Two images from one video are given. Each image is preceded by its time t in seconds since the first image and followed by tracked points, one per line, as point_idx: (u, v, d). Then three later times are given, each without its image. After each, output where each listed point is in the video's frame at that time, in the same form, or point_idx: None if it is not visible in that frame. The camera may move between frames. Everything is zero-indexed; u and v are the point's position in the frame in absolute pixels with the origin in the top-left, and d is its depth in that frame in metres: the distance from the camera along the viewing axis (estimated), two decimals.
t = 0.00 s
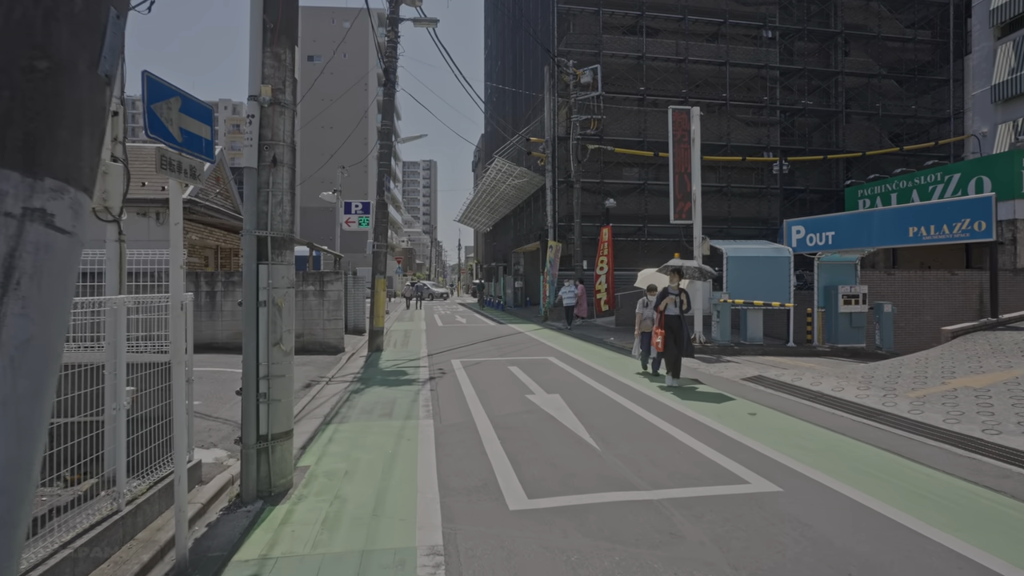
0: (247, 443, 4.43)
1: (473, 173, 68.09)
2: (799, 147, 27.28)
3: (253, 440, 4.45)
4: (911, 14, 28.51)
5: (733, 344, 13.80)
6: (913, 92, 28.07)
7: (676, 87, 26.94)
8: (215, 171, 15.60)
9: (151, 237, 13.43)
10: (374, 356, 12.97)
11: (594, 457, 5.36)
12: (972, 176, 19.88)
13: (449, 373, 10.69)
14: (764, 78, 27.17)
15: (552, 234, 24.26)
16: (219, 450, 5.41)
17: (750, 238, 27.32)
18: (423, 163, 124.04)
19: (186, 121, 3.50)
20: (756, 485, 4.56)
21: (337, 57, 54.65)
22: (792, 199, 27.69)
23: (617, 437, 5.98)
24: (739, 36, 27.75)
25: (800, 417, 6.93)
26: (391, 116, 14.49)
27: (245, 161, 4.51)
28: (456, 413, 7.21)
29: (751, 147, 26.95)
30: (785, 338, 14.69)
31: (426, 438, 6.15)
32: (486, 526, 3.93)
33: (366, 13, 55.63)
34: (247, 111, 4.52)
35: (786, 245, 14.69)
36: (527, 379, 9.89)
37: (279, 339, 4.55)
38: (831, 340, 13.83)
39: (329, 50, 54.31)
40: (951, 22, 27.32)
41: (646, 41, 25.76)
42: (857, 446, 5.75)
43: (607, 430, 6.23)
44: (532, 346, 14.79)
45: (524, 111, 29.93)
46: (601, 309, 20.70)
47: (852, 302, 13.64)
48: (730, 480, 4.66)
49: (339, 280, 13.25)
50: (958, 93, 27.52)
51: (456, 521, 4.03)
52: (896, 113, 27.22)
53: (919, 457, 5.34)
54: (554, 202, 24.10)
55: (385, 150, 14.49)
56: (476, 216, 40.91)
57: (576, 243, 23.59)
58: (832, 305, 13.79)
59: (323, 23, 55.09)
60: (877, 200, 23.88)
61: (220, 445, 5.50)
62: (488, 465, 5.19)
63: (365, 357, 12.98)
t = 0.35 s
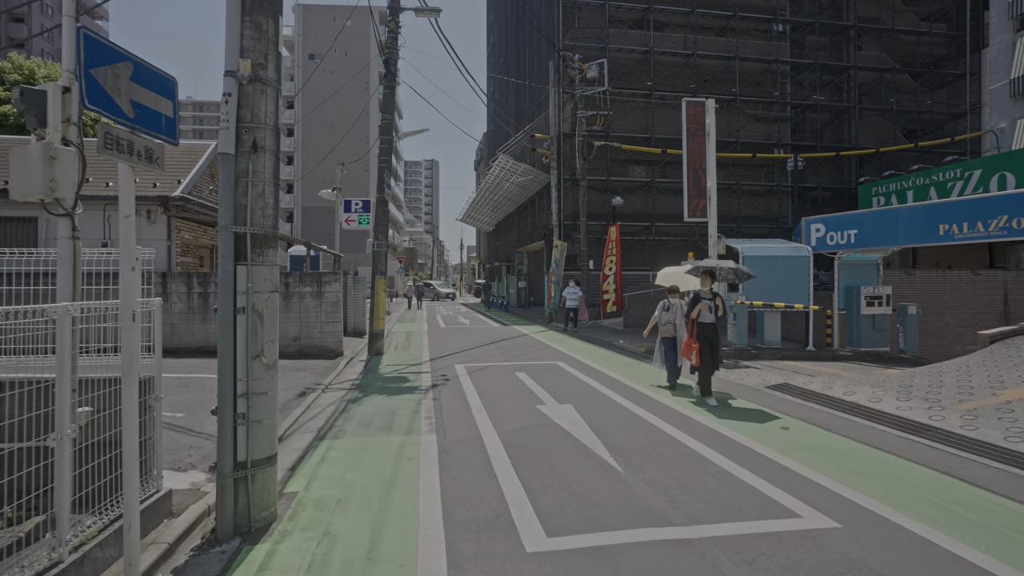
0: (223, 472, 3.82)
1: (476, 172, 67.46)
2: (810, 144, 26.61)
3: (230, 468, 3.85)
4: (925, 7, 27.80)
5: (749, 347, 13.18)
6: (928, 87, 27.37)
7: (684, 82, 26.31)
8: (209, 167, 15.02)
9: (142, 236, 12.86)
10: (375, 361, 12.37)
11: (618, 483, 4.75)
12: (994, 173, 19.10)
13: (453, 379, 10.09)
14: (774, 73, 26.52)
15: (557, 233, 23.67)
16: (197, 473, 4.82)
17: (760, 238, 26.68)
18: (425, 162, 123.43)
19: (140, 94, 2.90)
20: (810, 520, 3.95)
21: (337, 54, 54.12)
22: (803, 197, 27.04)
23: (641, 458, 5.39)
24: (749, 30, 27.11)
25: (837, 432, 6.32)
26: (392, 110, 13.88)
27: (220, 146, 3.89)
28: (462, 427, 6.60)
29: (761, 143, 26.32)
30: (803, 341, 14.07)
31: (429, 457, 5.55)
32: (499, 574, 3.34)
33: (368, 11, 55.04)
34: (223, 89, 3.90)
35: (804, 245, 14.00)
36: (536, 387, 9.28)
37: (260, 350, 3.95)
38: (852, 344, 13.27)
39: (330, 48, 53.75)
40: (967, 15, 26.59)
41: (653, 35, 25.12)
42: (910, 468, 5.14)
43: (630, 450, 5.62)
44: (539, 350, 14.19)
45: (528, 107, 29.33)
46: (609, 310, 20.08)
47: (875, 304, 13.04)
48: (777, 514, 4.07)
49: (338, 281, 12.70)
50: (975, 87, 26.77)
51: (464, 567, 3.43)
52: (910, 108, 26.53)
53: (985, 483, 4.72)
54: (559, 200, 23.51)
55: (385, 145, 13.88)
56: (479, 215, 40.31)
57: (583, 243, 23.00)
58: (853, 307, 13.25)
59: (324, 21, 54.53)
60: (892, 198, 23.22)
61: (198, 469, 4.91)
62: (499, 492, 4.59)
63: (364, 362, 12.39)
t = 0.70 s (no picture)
0: (191, 502, 3.27)
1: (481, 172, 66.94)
2: (824, 141, 25.96)
3: (198, 498, 3.29)
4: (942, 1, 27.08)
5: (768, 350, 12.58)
6: (945, 82, 26.65)
7: (694, 78, 25.71)
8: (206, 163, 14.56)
9: (135, 235, 12.40)
10: (376, 365, 11.84)
11: (645, 510, 4.20)
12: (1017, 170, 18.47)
13: (459, 385, 9.55)
14: (786, 68, 25.88)
15: (564, 232, 23.16)
16: (170, 496, 4.28)
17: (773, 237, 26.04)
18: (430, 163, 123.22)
19: (72, 47, 2.49)
20: (874, 560, 3.39)
21: (342, 54, 54.12)
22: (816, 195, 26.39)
23: (668, 477, 4.83)
24: (761, 25, 26.48)
25: (880, 446, 5.73)
26: (394, 103, 13.36)
27: (186, 122, 3.33)
28: (467, 441, 6.03)
29: (773, 140, 25.69)
30: (823, 344, 13.47)
31: (431, 475, 5.00)
32: None
33: (372, 10, 54.65)
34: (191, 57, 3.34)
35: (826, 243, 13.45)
36: (545, 393, 8.72)
37: (234, 359, 3.40)
38: (876, 347, 12.66)
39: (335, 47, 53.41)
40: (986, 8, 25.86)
41: (663, 29, 24.54)
42: (969, 489, 4.58)
43: (655, 469, 5.05)
44: (547, 353, 13.64)
45: (535, 105, 28.81)
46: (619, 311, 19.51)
47: (900, 305, 12.42)
48: (833, 551, 3.51)
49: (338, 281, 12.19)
50: (994, 83, 26.03)
51: None
52: (927, 104, 25.83)
53: None
54: (567, 198, 22.98)
55: (387, 140, 13.35)
56: (485, 215, 39.80)
57: (591, 242, 22.43)
58: (877, 308, 12.65)
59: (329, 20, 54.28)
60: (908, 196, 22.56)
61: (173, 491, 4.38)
62: (510, 521, 4.04)
63: (365, 365, 11.86)
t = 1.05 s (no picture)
0: (148, 549, 2.69)
1: (490, 171, 66.38)
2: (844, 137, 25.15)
3: (156, 543, 2.71)
4: None
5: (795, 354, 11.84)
6: (970, 75, 25.75)
7: (710, 72, 25.00)
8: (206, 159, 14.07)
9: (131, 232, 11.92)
10: (382, 368, 11.28)
11: (690, 547, 3.60)
12: None
13: (469, 392, 8.94)
14: (805, 62, 25.10)
15: (576, 231, 22.56)
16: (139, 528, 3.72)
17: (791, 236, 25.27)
18: (439, 163, 122.86)
19: None
20: None
21: (350, 52, 53.75)
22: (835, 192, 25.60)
23: (711, 506, 4.22)
24: (779, 18, 25.71)
25: (947, 467, 5.06)
26: (401, 95, 12.77)
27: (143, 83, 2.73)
28: (480, 458, 5.44)
29: (792, 136, 24.93)
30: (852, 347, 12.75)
31: (440, 501, 4.40)
32: None
33: (380, 8, 54.20)
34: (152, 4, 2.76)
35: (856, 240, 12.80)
36: (562, 401, 8.10)
37: (202, 374, 2.82)
38: (908, 351, 11.92)
39: (343, 46, 53.05)
40: None
41: (678, 22, 23.84)
42: None
43: (696, 495, 4.43)
44: (562, 356, 13.02)
45: (546, 101, 28.17)
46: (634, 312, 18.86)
47: (935, 306, 11.65)
48: None
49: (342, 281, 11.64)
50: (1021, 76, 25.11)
51: None
52: (951, 98, 24.98)
53: None
54: (578, 196, 22.39)
55: (394, 133, 12.78)
56: (494, 213, 39.20)
57: (604, 241, 21.80)
58: (910, 310, 11.90)
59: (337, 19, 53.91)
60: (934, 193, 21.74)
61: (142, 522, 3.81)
62: (532, 561, 3.45)
63: (371, 369, 11.31)
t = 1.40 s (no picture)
0: None
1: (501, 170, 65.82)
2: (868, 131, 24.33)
3: None
4: None
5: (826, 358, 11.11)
6: (1000, 67, 24.79)
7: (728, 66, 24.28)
8: (210, 156, 13.67)
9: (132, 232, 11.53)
10: (391, 373, 10.77)
11: None
12: None
13: (483, 400, 8.40)
14: (827, 54, 24.30)
15: (590, 229, 22.01)
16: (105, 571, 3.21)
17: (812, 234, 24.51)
18: (450, 162, 122.61)
19: None
20: None
21: (360, 51, 53.40)
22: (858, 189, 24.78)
23: (765, 545, 3.65)
24: (799, 9, 24.92)
25: None
26: (411, 88, 12.24)
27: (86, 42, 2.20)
28: (496, 480, 4.89)
29: (813, 131, 24.14)
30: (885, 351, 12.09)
31: (453, 535, 3.85)
32: None
33: (391, 6, 53.81)
34: None
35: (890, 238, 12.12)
36: (582, 411, 7.56)
37: (163, 402, 2.31)
38: (948, 356, 11.27)
39: (353, 44, 52.76)
40: None
41: (695, 14, 23.14)
42: None
43: (747, 530, 3.86)
44: (578, 360, 12.44)
45: (559, 97, 27.57)
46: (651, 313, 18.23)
47: (976, 308, 11.01)
48: None
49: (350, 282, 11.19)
50: None
51: None
52: (980, 91, 24.05)
53: None
54: (593, 194, 21.80)
55: (403, 127, 12.26)
56: (505, 212, 38.69)
57: (619, 240, 21.19)
58: (949, 312, 11.27)
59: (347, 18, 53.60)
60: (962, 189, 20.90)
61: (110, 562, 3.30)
62: None
63: (380, 374, 10.80)
